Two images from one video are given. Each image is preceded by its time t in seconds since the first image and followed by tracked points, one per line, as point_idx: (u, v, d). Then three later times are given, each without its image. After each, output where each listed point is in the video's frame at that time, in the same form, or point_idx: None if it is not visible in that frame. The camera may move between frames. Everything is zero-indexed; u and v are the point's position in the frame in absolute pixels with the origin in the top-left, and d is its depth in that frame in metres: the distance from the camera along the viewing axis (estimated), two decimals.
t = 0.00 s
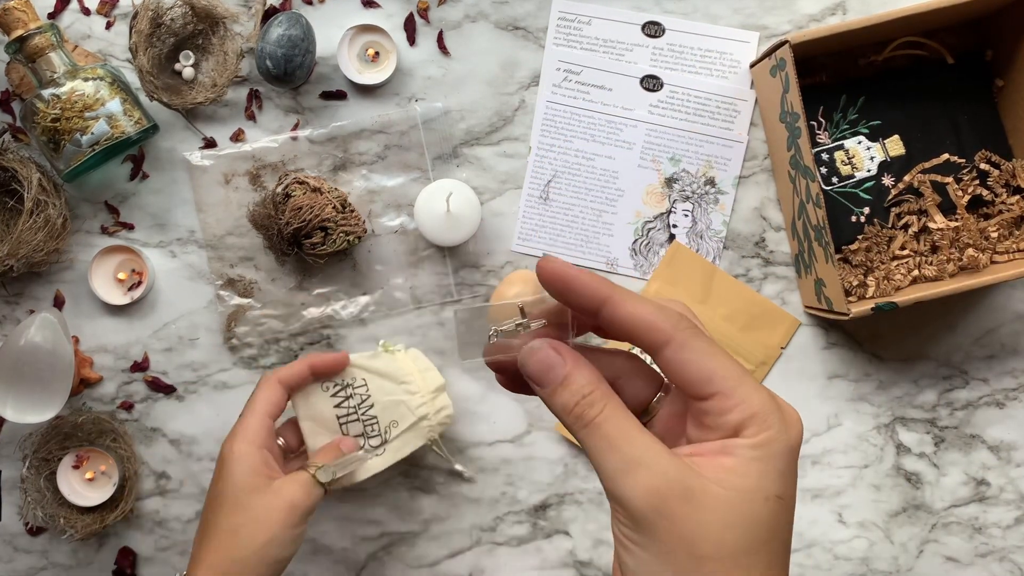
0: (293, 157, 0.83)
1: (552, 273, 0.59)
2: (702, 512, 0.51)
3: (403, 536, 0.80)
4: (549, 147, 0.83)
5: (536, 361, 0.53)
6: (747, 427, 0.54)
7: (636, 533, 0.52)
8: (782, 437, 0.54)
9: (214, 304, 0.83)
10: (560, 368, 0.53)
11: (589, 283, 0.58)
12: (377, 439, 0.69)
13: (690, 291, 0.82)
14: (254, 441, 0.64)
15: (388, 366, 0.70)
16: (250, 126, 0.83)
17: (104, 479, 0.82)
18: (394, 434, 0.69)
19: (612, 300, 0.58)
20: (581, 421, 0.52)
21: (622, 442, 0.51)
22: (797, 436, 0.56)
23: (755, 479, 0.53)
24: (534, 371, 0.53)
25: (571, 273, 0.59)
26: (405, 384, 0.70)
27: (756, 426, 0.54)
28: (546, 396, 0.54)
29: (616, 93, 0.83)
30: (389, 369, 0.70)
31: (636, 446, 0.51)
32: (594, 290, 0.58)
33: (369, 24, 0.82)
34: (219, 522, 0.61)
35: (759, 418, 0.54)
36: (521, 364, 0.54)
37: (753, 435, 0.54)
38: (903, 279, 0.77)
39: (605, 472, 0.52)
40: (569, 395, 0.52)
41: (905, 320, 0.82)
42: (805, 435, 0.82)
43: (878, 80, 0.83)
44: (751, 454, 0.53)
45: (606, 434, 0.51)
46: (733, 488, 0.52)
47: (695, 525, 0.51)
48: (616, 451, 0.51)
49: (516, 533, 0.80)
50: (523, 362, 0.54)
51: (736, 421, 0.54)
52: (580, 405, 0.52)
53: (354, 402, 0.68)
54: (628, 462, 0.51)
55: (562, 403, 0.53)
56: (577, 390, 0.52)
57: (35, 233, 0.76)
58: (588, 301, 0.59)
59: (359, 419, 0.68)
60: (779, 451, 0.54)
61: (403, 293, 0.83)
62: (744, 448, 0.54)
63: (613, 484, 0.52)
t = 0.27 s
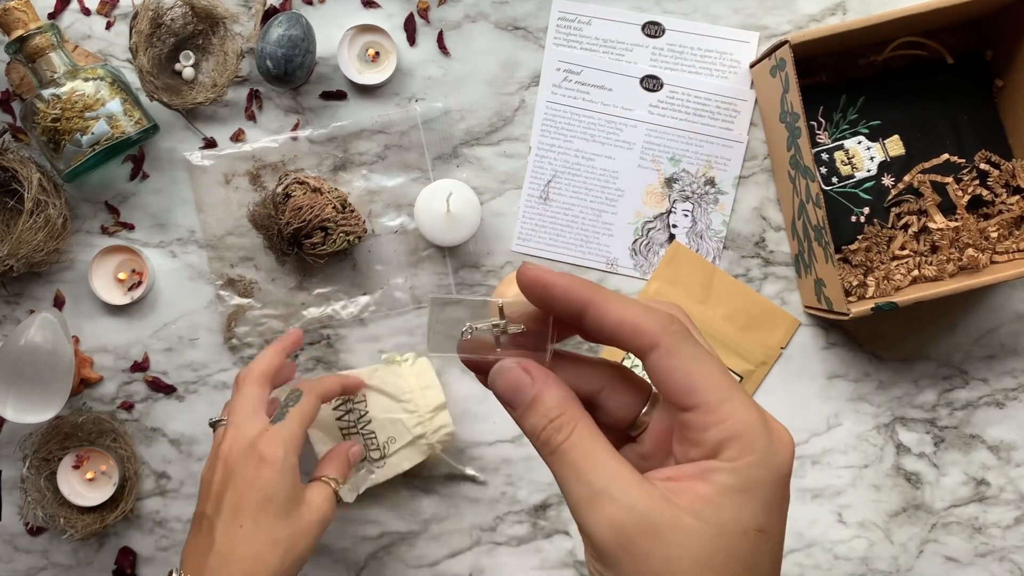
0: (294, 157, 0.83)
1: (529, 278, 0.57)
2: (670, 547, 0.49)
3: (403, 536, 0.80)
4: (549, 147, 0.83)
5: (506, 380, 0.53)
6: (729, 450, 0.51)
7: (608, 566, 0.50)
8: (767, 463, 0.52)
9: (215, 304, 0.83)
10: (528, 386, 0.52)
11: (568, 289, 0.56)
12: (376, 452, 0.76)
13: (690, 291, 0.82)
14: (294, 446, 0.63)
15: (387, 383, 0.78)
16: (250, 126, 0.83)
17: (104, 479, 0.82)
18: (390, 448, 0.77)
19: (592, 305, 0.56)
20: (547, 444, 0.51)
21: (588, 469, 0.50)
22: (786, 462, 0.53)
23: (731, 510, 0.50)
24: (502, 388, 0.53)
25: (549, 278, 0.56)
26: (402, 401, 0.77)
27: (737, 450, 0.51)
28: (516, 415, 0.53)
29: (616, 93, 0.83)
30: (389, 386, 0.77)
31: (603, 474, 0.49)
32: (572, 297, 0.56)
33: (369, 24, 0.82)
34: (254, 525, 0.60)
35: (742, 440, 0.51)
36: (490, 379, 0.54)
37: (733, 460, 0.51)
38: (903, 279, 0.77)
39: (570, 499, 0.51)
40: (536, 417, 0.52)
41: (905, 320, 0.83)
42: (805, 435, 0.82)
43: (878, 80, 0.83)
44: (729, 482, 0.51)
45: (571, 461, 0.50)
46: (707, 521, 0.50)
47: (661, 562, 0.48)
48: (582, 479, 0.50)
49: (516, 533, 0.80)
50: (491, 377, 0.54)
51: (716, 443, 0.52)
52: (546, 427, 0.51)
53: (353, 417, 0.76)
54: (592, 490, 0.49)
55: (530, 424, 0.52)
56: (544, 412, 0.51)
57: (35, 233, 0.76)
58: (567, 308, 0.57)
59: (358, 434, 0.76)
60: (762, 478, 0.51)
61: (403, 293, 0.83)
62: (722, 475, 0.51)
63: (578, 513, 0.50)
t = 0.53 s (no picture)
0: (293, 157, 0.83)
1: (497, 310, 0.55)
2: None
3: (403, 536, 0.80)
4: (549, 147, 0.83)
5: (471, 408, 0.52)
6: (710, 484, 0.51)
7: None
8: (751, 497, 0.51)
9: (215, 304, 0.83)
10: (496, 415, 0.52)
11: (539, 319, 0.55)
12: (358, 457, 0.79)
13: (690, 291, 0.82)
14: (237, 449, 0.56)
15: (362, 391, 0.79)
16: (250, 125, 0.83)
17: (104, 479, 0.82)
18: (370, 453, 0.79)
19: (564, 334, 0.55)
20: (518, 477, 0.51)
21: (560, 503, 0.50)
22: (775, 495, 0.52)
23: (711, 547, 0.50)
24: (469, 416, 0.52)
25: (516, 309, 0.55)
26: (376, 407, 0.79)
27: (719, 484, 0.51)
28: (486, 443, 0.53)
29: (616, 93, 0.83)
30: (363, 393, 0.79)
31: (575, 508, 0.49)
32: (543, 326, 0.55)
33: (369, 24, 0.82)
34: (101, 527, 0.54)
35: (724, 474, 0.51)
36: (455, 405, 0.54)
37: (715, 495, 0.51)
38: (903, 280, 0.77)
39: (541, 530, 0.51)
40: (506, 447, 0.51)
41: (905, 320, 0.83)
42: (805, 435, 0.82)
43: (878, 80, 0.83)
44: (709, 519, 0.51)
45: (542, 494, 0.50)
46: (685, 559, 0.49)
47: None
48: (552, 511, 0.50)
49: (516, 533, 0.80)
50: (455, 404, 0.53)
51: (697, 476, 0.51)
52: (517, 458, 0.51)
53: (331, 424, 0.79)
54: (563, 525, 0.49)
55: (500, 455, 0.52)
56: (514, 445, 0.51)
57: (35, 232, 0.76)
58: (538, 337, 0.56)
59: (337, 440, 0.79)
60: (746, 513, 0.51)
61: (403, 293, 0.83)
62: (702, 511, 0.51)
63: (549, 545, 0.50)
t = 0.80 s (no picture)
0: (293, 157, 0.82)
1: (463, 305, 0.52)
2: None
3: (403, 537, 0.78)
4: (549, 147, 0.83)
5: (436, 429, 0.48)
6: (702, 491, 0.48)
7: None
8: (746, 499, 0.48)
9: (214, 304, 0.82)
10: (464, 437, 0.48)
11: (510, 314, 0.51)
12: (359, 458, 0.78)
13: (690, 291, 0.82)
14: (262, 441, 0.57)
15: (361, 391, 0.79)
16: (250, 125, 0.82)
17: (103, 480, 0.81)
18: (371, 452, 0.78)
19: (535, 331, 0.52)
20: (492, 506, 0.47)
21: (542, 532, 0.46)
22: (769, 495, 0.49)
23: (712, 560, 0.47)
24: (432, 439, 0.48)
25: (481, 304, 0.52)
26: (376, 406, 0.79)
27: (711, 490, 0.48)
28: (452, 468, 0.49)
29: (616, 93, 0.83)
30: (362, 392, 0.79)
31: (558, 536, 0.46)
32: (516, 322, 0.52)
33: (369, 23, 0.82)
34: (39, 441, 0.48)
35: (716, 478, 0.48)
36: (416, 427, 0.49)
37: (709, 503, 0.48)
38: (904, 280, 0.77)
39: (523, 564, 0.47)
40: (479, 473, 0.47)
41: (905, 320, 0.82)
42: (805, 435, 0.82)
43: (879, 80, 0.83)
44: (707, 529, 0.48)
45: (521, 524, 0.46)
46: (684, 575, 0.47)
47: None
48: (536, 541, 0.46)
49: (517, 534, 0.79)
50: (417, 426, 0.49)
51: (688, 483, 0.49)
52: (490, 485, 0.47)
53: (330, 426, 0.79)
54: (550, 556, 0.45)
55: (470, 479, 0.48)
56: (485, 467, 0.47)
57: (34, 232, 0.76)
58: (505, 334, 0.52)
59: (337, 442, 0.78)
60: (742, 518, 0.48)
61: (403, 293, 0.83)
62: (697, 521, 0.48)
63: None
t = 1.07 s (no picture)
0: (292, 156, 0.82)
1: (427, 299, 0.48)
2: None
3: (403, 537, 0.77)
4: (549, 147, 0.83)
5: (415, 466, 0.43)
6: (729, 501, 0.48)
7: None
8: (775, 504, 0.49)
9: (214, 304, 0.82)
10: (450, 471, 0.44)
11: (488, 310, 0.49)
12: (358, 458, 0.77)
13: (691, 291, 0.82)
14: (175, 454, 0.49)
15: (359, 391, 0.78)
16: (249, 125, 0.82)
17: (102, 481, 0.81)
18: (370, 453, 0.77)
19: (524, 327, 0.50)
20: (493, 550, 0.44)
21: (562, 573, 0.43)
22: (797, 496, 0.50)
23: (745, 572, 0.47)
24: (411, 476, 0.44)
25: (449, 295, 0.49)
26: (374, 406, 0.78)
27: (739, 499, 0.48)
28: (435, 509, 0.45)
29: (616, 92, 0.83)
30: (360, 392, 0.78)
31: None
32: (501, 317, 0.49)
33: (368, 22, 0.81)
34: None
35: (746, 484, 0.48)
36: (387, 467, 0.45)
37: (738, 512, 0.48)
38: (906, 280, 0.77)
39: None
40: (475, 513, 0.44)
41: (907, 320, 0.82)
42: (806, 436, 0.82)
43: (880, 79, 0.83)
44: (740, 544, 0.47)
45: (532, 567, 0.43)
46: None
47: None
48: None
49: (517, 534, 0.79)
50: (390, 463, 0.44)
51: (713, 492, 0.48)
52: (490, 526, 0.44)
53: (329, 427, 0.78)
54: None
55: (462, 518, 0.44)
56: (480, 505, 0.44)
57: (33, 232, 0.76)
58: (484, 329, 0.50)
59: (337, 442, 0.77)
60: (774, 525, 0.48)
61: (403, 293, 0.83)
62: (727, 535, 0.48)
63: None
